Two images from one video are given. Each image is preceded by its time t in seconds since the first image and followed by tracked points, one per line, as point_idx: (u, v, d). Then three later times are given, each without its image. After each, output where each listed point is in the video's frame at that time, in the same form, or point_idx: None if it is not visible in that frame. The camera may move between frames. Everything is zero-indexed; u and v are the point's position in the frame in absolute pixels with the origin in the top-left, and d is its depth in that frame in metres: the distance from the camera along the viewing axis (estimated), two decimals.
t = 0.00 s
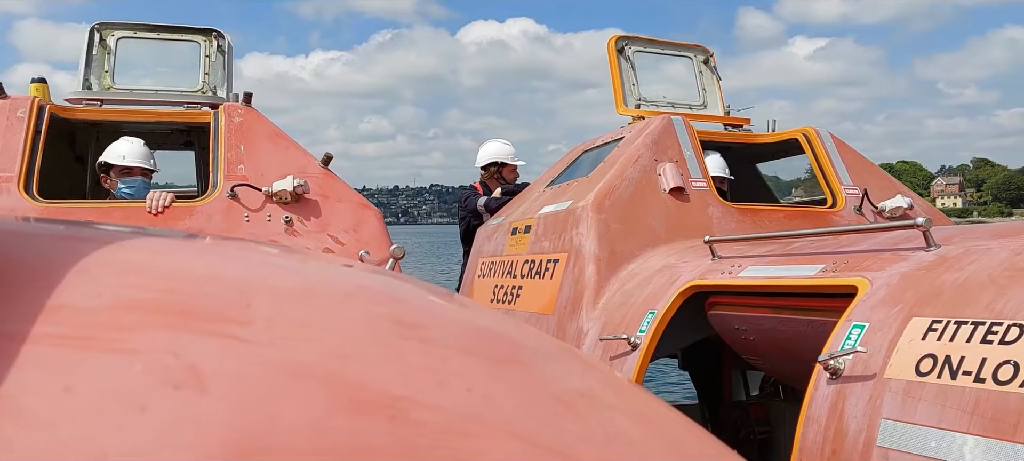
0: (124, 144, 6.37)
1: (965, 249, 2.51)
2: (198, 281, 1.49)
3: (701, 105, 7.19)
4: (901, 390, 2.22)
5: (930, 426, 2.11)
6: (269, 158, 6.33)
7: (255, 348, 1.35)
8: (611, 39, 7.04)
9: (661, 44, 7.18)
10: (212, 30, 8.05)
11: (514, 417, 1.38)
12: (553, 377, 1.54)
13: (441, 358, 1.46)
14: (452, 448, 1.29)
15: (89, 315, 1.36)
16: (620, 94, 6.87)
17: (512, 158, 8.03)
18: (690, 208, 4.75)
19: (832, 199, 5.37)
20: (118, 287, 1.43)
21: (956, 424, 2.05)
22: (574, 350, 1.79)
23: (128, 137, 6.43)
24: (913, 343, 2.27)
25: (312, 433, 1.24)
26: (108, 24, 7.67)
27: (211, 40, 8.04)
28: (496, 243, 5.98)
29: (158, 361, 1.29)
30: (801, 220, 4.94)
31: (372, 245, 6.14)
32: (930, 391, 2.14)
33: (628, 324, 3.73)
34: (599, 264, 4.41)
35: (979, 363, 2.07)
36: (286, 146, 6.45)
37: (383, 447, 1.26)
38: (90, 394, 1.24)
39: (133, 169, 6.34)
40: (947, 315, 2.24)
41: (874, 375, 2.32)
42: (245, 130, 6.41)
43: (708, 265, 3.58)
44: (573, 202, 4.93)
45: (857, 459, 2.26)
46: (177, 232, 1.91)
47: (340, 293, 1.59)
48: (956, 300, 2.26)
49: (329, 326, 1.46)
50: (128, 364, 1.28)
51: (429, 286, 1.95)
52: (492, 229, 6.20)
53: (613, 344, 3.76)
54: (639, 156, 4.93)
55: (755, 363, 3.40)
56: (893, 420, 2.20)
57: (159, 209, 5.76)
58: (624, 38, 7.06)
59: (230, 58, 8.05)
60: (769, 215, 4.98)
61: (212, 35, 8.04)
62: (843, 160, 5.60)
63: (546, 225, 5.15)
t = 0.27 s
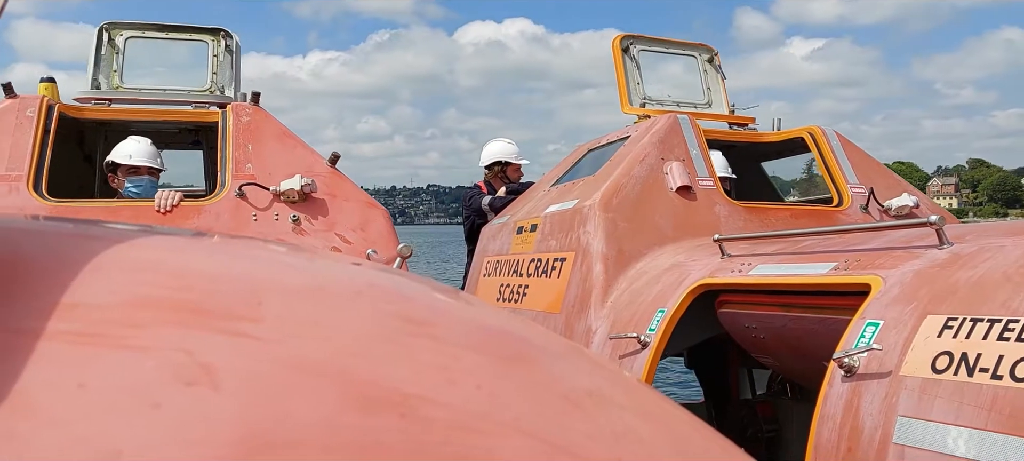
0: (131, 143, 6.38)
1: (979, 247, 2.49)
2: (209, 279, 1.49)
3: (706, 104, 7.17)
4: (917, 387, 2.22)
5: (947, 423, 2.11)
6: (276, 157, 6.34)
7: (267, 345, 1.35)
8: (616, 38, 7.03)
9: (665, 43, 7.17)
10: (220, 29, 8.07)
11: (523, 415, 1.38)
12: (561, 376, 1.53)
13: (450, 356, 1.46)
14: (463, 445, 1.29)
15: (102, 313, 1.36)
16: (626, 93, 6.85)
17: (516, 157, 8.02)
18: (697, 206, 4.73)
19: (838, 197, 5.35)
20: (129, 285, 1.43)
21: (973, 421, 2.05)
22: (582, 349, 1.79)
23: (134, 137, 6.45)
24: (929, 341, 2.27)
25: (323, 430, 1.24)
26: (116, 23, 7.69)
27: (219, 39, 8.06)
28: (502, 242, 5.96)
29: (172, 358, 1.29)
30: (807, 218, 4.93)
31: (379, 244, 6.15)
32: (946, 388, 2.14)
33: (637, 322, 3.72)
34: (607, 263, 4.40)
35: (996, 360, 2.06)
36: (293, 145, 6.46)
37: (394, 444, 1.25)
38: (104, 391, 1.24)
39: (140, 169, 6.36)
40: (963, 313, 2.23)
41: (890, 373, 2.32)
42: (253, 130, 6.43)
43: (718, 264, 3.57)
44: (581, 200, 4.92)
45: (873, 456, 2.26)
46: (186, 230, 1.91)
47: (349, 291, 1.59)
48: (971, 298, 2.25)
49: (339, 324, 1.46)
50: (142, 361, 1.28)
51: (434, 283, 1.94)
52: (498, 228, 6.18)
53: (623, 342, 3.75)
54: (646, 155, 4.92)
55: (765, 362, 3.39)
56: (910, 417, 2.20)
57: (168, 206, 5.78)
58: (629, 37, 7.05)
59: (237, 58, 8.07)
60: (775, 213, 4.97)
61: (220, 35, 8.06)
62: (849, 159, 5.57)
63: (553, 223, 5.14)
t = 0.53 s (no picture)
0: (137, 144, 6.40)
1: (992, 246, 2.48)
2: (218, 278, 1.48)
3: (709, 105, 7.15)
4: (932, 386, 2.21)
5: (963, 422, 2.10)
6: (283, 157, 6.34)
7: (275, 344, 1.35)
8: (620, 38, 7.01)
9: (668, 44, 7.15)
10: (227, 30, 8.08)
11: (530, 414, 1.37)
12: (567, 375, 1.52)
13: (457, 355, 1.45)
14: (470, 443, 1.28)
15: (112, 310, 1.36)
16: (629, 93, 6.84)
17: (519, 157, 8.00)
18: (703, 206, 4.72)
19: (842, 198, 5.32)
20: (139, 283, 1.43)
21: (990, 420, 2.04)
22: (588, 349, 1.78)
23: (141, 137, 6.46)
24: (943, 340, 2.25)
25: (330, 428, 1.24)
26: (123, 24, 7.71)
27: (226, 40, 8.07)
28: (506, 242, 5.94)
29: (181, 356, 1.29)
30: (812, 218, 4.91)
31: (384, 244, 6.15)
32: (962, 388, 2.13)
33: (645, 321, 3.71)
34: (615, 263, 4.38)
35: (1012, 359, 2.04)
36: (300, 145, 6.46)
37: (401, 443, 1.25)
38: (114, 388, 1.23)
39: (145, 169, 6.36)
40: (977, 312, 2.22)
41: (903, 373, 2.31)
42: (260, 130, 6.44)
43: (726, 264, 3.56)
44: (587, 200, 4.90)
45: (888, 456, 2.25)
46: (193, 229, 1.90)
47: (356, 290, 1.58)
48: (986, 297, 2.24)
49: (346, 323, 1.45)
50: (151, 360, 1.28)
51: (438, 282, 1.94)
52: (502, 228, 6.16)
53: (631, 342, 3.74)
54: (651, 155, 4.90)
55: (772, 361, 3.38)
56: (925, 416, 2.19)
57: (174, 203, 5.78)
58: (632, 37, 7.03)
59: (244, 58, 8.08)
60: (780, 213, 4.95)
61: (227, 35, 8.07)
62: (852, 159, 5.55)
63: (559, 223, 5.13)
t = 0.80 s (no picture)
0: (143, 144, 6.40)
1: (1002, 246, 2.47)
2: (225, 277, 1.48)
3: (710, 106, 7.14)
4: (945, 385, 2.21)
5: (978, 420, 2.10)
6: (288, 158, 6.35)
7: (282, 343, 1.35)
8: (621, 39, 7.02)
9: (669, 45, 7.15)
10: (233, 31, 8.10)
11: (534, 413, 1.36)
12: (572, 376, 1.52)
13: (462, 355, 1.44)
14: (475, 443, 1.28)
15: (120, 309, 1.36)
16: (631, 94, 6.83)
17: (520, 158, 7.98)
18: (707, 207, 4.71)
19: (844, 198, 5.31)
20: (147, 282, 1.43)
21: (1004, 418, 2.04)
22: (593, 350, 1.77)
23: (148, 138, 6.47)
24: (956, 339, 2.25)
25: (337, 427, 1.23)
26: (130, 25, 7.72)
27: (231, 41, 8.09)
28: (510, 243, 5.93)
29: (189, 354, 1.29)
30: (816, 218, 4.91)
31: (389, 245, 6.16)
32: (977, 386, 2.13)
33: (653, 321, 3.71)
34: (620, 263, 4.38)
35: None
36: (305, 146, 6.46)
37: (407, 442, 1.25)
38: (122, 387, 1.23)
39: (149, 170, 6.36)
40: (990, 311, 2.21)
41: (916, 372, 2.31)
42: (266, 130, 6.45)
43: (733, 264, 3.55)
44: (591, 201, 4.90)
45: (902, 454, 2.25)
46: (200, 230, 1.90)
47: (361, 290, 1.58)
48: (998, 296, 2.23)
49: (352, 322, 1.45)
50: (159, 359, 1.28)
51: (441, 282, 1.93)
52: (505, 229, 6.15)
53: (639, 342, 3.73)
54: (655, 155, 4.89)
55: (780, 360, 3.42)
56: (939, 414, 2.19)
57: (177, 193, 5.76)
58: (635, 38, 7.03)
59: (249, 59, 8.09)
60: (784, 213, 4.94)
61: (232, 36, 8.08)
62: (854, 158, 5.53)
63: (563, 224, 5.12)
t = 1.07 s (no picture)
0: (151, 146, 6.41)
1: (1013, 246, 2.48)
2: (236, 277, 1.49)
3: (713, 107, 7.13)
4: (959, 383, 2.22)
5: (992, 418, 2.11)
6: (296, 159, 6.37)
7: (293, 343, 1.35)
8: (625, 41, 7.02)
9: (671, 47, 7.15)
10: (241, 32, 8.13)
11: (543, 414, 1.37)
12: (580, 377, 1.52)
13: (472, 356, 1.45)
14: (485, 442, 1.28)
15: (132, 308, 1.36)
16: (634, 96, 6.83)
17: (523, 159, 7.99)
18: (712, 208, 4.71)
19: (848, 198, 5.29)
20: (159, 282, 1.43)
21: (1019, 416, 2.05)
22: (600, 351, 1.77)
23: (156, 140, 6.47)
24: (969, 338, 2.27)
25: (348, 426, 1.24)
26: (139, 26, 7.76)
27: (240, 43, 8.12)
28: (514, 244, 5.92)
29: (201, 353, 1.29)
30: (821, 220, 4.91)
31: (395, 247, 6.17)
32: (991, 384, 2.14)
33: (660, 321, 3.71)
34: (627, 264, 4.37)
35: None
36: (312, 148, 6.47)
37: (417, 441, 1.25)
38: (134, 385, 1.24)
39: (158, 171, 6.37)
40: (1003, 310, 2.24)
41: (929, 370, 2.32)
42: (273, 131, 6.47)
43: (741, 264, 3.54)
44: (597, 202, 4.90)
45: (916, 453, 2.26)
46: (208, 230, 1.91)
47: (371, 290, 1.58)
48: (1010, 295, 2.25)
49: (361, 323, 1.45)
50: (171, 357, 1.28)
51: (445, 283, 1.93)
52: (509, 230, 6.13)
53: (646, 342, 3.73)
54: (660, 156, 4.89)
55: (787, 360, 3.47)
56: (953, 413, 2.21)
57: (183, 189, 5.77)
58: (637, 41, 7.06)
59: (257, 61, 8.11)
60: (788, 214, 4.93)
61: (241, 38, 8.11)
62: (857, 159, 5.52)
63: (569, 225, 5.11)
